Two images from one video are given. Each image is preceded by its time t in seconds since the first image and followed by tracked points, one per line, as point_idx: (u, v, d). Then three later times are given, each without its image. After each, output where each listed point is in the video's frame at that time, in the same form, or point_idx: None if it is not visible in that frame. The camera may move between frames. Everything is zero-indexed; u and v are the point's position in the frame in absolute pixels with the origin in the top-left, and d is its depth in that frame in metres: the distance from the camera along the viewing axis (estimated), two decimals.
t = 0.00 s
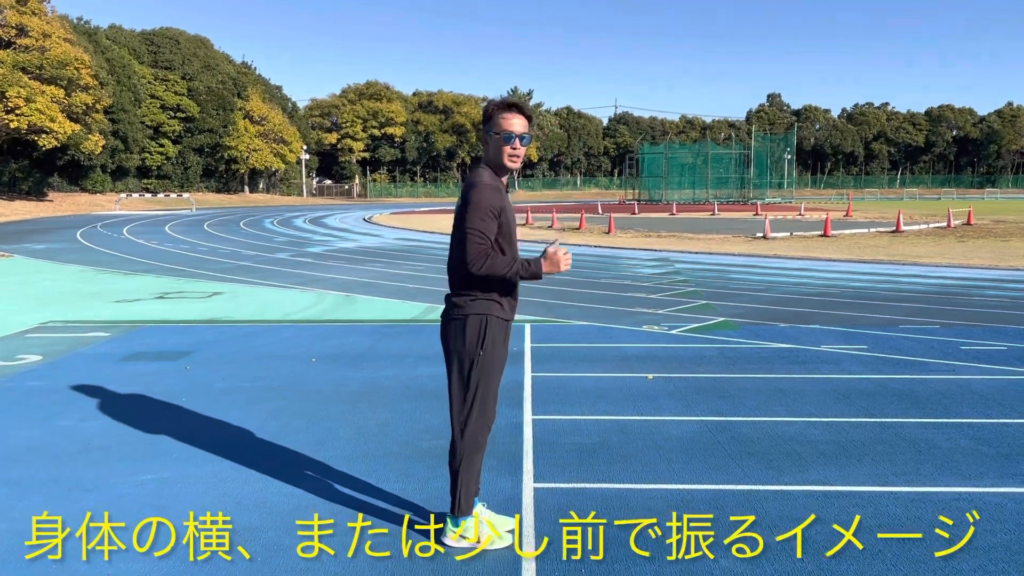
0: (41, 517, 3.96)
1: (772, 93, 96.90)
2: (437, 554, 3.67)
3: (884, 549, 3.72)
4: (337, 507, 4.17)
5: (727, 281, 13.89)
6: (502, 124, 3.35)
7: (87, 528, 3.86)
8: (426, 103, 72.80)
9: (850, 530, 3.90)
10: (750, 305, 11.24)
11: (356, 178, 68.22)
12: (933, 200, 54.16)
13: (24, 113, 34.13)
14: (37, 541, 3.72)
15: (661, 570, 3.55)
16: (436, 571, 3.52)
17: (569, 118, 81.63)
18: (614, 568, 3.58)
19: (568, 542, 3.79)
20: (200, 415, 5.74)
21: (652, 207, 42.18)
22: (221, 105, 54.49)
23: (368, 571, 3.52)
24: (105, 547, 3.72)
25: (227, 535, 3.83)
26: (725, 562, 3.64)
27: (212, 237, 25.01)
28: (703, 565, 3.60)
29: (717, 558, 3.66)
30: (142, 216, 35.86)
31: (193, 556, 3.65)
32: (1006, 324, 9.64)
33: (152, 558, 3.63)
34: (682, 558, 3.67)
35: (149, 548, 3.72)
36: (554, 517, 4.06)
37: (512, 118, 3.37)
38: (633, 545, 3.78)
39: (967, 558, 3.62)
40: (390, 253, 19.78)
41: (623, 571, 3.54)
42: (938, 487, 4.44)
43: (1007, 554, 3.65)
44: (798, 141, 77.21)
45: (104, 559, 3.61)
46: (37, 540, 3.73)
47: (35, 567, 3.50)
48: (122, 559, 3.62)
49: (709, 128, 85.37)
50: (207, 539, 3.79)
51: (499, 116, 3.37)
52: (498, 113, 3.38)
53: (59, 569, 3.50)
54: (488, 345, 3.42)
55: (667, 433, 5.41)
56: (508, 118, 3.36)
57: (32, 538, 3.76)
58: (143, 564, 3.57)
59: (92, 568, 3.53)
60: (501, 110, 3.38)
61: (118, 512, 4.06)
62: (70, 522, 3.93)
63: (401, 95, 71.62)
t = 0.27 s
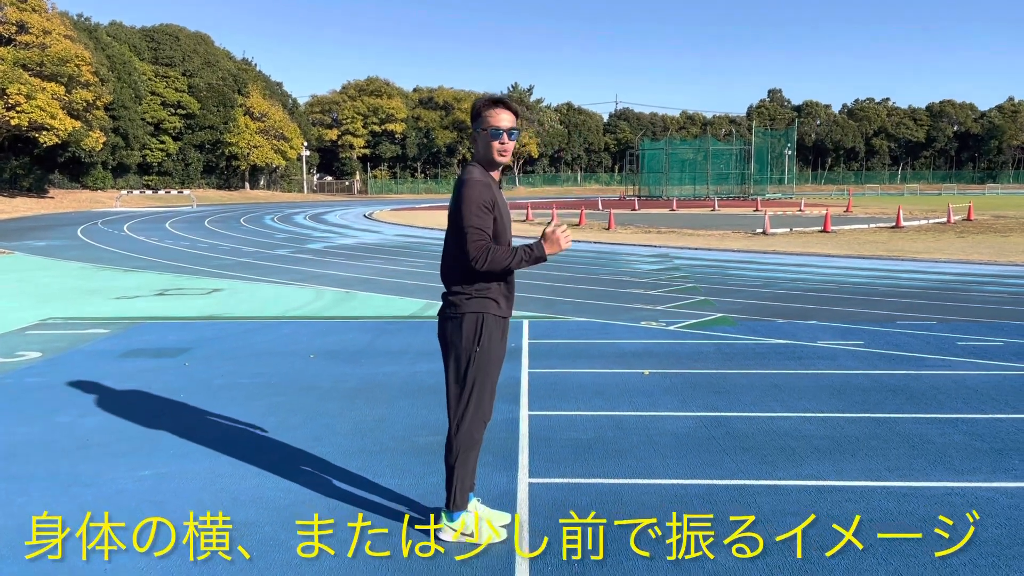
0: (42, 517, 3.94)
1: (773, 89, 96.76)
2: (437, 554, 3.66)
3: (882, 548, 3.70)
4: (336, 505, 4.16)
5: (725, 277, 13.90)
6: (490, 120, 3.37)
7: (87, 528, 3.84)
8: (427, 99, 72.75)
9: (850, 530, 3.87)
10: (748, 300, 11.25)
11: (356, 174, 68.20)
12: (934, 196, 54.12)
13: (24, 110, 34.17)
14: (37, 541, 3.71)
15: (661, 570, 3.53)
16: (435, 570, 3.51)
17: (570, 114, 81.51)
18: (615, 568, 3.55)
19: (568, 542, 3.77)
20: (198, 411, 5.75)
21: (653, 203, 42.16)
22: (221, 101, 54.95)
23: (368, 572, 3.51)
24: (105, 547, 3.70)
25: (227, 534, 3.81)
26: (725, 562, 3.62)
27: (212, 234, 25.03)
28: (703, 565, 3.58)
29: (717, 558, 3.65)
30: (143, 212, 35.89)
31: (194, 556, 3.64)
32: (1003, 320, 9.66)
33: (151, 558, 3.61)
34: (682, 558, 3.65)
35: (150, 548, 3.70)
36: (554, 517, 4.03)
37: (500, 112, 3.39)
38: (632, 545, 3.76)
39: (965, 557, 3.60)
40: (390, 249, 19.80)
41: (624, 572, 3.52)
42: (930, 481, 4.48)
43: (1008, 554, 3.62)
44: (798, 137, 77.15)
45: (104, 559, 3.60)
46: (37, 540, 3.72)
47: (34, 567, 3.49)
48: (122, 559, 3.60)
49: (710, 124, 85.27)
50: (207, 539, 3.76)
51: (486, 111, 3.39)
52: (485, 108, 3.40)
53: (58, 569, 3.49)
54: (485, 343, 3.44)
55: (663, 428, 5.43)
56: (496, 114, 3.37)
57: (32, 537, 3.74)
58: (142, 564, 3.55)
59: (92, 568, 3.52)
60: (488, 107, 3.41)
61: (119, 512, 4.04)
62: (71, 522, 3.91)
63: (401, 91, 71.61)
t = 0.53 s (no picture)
0: (41, 517, 3.91)
1: (773, 84, 96.63)
2: (437, 554, 3.61)
3: (883, 548, 3.64)
4: (337, 502, 4.14)
5: (724, 273, 13.92)
6: (483, 115, 3.40)
7: (88, 528, 3.81)
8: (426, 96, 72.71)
9: (850, 530, 3.81)
10: (747, 296, 11.27)
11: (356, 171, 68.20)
12: (934, 191, 54.09)
13: (24, 107, 34.17)
14: (36, 541, 3.68)
15: (661, 570, 3.48)
16: (435, 571, 3.46)
17: (570, 110, 81.44)
18: (615, 570, 3.48)
19: (568, 542, 3.70)
20: (197, 407, 5.75)
21: (653, 199, 42.23)
22: (221, 98, 54.88)
23: (369, 571, 3.47)
24: (105, 547, 3.67)
25: (227, 534, 3.77)
26: (727, 564, 3.55)
27: (212, 230, 25.08)
28: (704, 566, 3.52)
29: (718, 559, 3.58)
30: (143, 209, 35.99)
31: (194, 556, 3.60)
32: (1002, 314, 9.67)
33: (152, 558, 3.58)
34: (682, 558, 3.59)
35: (149, 548, 3.67)
36: (553, 517, 3.97)
37: (494, 109, 3.42)
38: (633, 546, 3.68)
39: (965, 558, 3.55)
40: (389, 245, 19.85)
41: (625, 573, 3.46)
42: (923, 474, 4.50)
43: (1010, 555, 3.56)
44: (799, 132, 77.09)
45: (105, 559, 3.56)
46: (37, 541, 3.68)
47: (34, 568, 3.46)
48: (121, 559, 3.57)
49: (710, 120, 85.24)
50: (207, 539, 3.73)
51: (480, 106, 3.41)
52: (479, 104, 3.43)
53: (58, 570, 3.45)
54: (481, 336, 3.46)
55: (659, 422, 5.45)
56: (489, 109, 3.40)
57: (32, 538, 3.71)
58: (142, 564, 3.52)
59: (92, 568, 3.48)
60: (481, 102, 3.43)
61: (120, 512, 4.00)
62: (71, 522, 3.87)
63: (401, 87, 71.58)
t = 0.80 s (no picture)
0: (42, 518, 3.89)
1: (774, 80, 96.48)
2: (437, 554, 3.59)
3: (883, 548, 3.61)
4: (339, 500, 4.14)
5: (724, 269, 13.93)
6: (483, 111, 3.41)
7: (87, 528, 3.78)
8: (426, 93, 72.67)
9: (850, 530, 3.76)
10: (746, 292, 11.28)
11: (357, 168, 68.15)
12: (935, 186, 54.03)
13: (24, 106, 34.17)
14: (37, 541, 3.67)
15: (661, 570, 3.45)
16: (435, 570, 3.44)
17: (570, 106, 81.35)
18: (617, 570, 3.45)
19: (568, 542, 3.67)
20: (198, 405, 5.75)
21: (653, 195, 42.23)
22: (220, 96, 54.45)
23: (369, 571, 3.45)
24: (106, 547, 3.65)
25: (227, 534, 3.74)
26: (727, 564, 3.51)
27: (213, 228, 25.12)
28: (704, 566, 3.50)
29: (719, 558, 3.55)
30: (144, 207, 36.02)
31: (194, 556, 3.59)
32: (1001, 309, 9.68)
33: (152, 558, 3.56)
34: (682, 558, 3.55)
35: (149, 548, 3.65)
36: (553, 517, 3.92)
37: (493, 105, 3.43)
38: (633, 545, 3.66)
39: (966, 558, 3.50)
40: (390, 242, 19.86)
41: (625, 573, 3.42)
42: (920, 467, 4.51)
43: (1013, 555, 3.51)
44: (799, 128, 77.01)
45: (104, 559, 3.54)
46: (37, 541, 3.67)
47: (34, 568, 3.44)
48: (121, 560, 3.55)
49: (711, 116, 85.18)
50: (207, 539, 3.71)
51: (479, 103, 3.43)
52: (478, 101, 3.44)
53: (58, 571, 3.44)
54: (480, 332, 3.48)
55: (658, 418, 5.46)
56: (488, 106, 3.41)
57: (32, 538, 3.70)
58: (142, 564, 3.51)
59: (92, 568, 3.48)
60: (480, 99, 3.44)
61: (119, 512, 3.98)
62: (71, 522, 3.85)
63: (401, 84, 71.56)
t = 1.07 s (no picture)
0: (42, 518, 3.88)
1: (773, 76, 96.45)
2: (437, 554, 3.57)
3: (884, 548, 3.57)
4: (340, 498, 4.14)
5: (723, 265, 13.94)
6: (486, 108, 3.44)
7: (87, 528, 3.77)
8: (425, 90, 72.60)
9: (850, 529, 3.73)
10: (745, 288, 11.30)
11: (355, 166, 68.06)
12: (934, 183, 54.04)
13: (22, 104, 34.13)
14: (36, 542, 3.66)
15: (661, 570, 3.43)
16: (436, 570, 3.43)
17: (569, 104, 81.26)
18: (617, 570, 3.43)
19: (568, 542, 3.65)
20: (198, 403, 5.76)
21: (652, 193, 42.23)
22: (218, 94, 54.20)
23: (369, 572, 3.44)
24: (105, 547, 3.64)
25: (227, 534, 3.73)
26: (727, 564, 3.49)
27: (212, 227, 25.12)
28: (706, 567, 3.47)
29: (718, 558, 3.53)
30: (143, 206, 36.01)
31: (194, 556, 3.58)
32: (1000, 305, 9.69)
33: (151, 558, 3.55)
34: (682, 558, 3.53)
35: (149, 548, 3.64)
36: (553, 517, 3.90)
37: (495, 101, 3.45)
38: (633, 545, 3.64)
39: (967, 559, 3.47)
40: (390, 240, 19.88)
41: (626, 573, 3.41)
42: (919, 462, 4.53)
43: (1014, 554, 3.48)
44: (798, 125, 76.96)
45: (104, 559, 3.54)
46: (37, 541, 3.66)
47: (34, 568, 3.44)
48: (121, 559, 3.55)
49: (710, 113, 85.15)
50: (207, 539, 3.70)
51: (479, 99, 3.45)
52: (479, 97, 3.46)
53: (58, 570, 3.43)
54: (480, 329, 3.48)
55: (658, 414, 5.48)
56: (491, 102, 3.43)
57: (32, 538, 3.69)
58: (142, 565, 3.50)
59: (92, 568, 3.47)
60: (481, 95, 3.46)
61: (119, 512, 3.97)
62: (70, 522, 3.84)
63: (399, 82, 71.53)
